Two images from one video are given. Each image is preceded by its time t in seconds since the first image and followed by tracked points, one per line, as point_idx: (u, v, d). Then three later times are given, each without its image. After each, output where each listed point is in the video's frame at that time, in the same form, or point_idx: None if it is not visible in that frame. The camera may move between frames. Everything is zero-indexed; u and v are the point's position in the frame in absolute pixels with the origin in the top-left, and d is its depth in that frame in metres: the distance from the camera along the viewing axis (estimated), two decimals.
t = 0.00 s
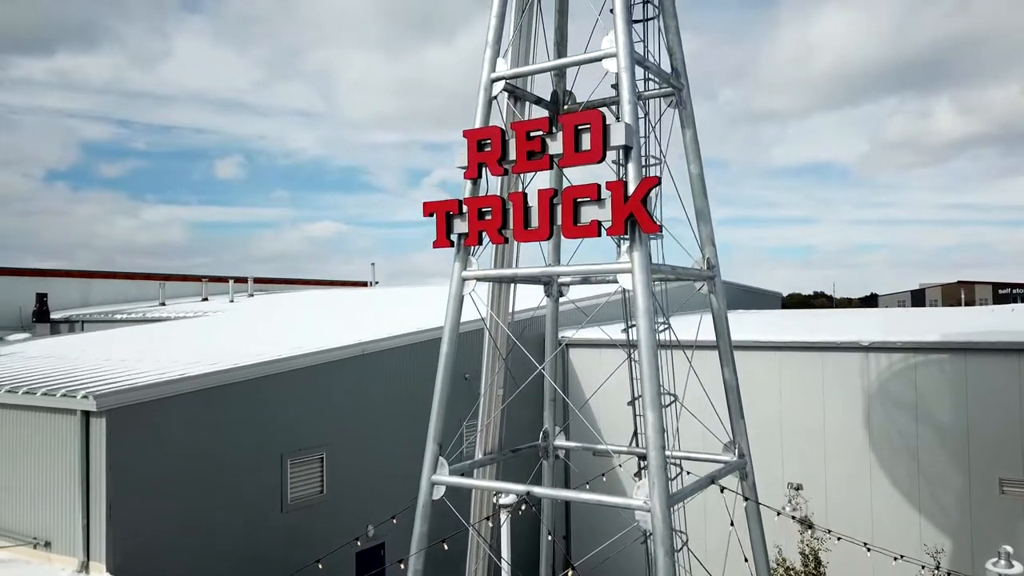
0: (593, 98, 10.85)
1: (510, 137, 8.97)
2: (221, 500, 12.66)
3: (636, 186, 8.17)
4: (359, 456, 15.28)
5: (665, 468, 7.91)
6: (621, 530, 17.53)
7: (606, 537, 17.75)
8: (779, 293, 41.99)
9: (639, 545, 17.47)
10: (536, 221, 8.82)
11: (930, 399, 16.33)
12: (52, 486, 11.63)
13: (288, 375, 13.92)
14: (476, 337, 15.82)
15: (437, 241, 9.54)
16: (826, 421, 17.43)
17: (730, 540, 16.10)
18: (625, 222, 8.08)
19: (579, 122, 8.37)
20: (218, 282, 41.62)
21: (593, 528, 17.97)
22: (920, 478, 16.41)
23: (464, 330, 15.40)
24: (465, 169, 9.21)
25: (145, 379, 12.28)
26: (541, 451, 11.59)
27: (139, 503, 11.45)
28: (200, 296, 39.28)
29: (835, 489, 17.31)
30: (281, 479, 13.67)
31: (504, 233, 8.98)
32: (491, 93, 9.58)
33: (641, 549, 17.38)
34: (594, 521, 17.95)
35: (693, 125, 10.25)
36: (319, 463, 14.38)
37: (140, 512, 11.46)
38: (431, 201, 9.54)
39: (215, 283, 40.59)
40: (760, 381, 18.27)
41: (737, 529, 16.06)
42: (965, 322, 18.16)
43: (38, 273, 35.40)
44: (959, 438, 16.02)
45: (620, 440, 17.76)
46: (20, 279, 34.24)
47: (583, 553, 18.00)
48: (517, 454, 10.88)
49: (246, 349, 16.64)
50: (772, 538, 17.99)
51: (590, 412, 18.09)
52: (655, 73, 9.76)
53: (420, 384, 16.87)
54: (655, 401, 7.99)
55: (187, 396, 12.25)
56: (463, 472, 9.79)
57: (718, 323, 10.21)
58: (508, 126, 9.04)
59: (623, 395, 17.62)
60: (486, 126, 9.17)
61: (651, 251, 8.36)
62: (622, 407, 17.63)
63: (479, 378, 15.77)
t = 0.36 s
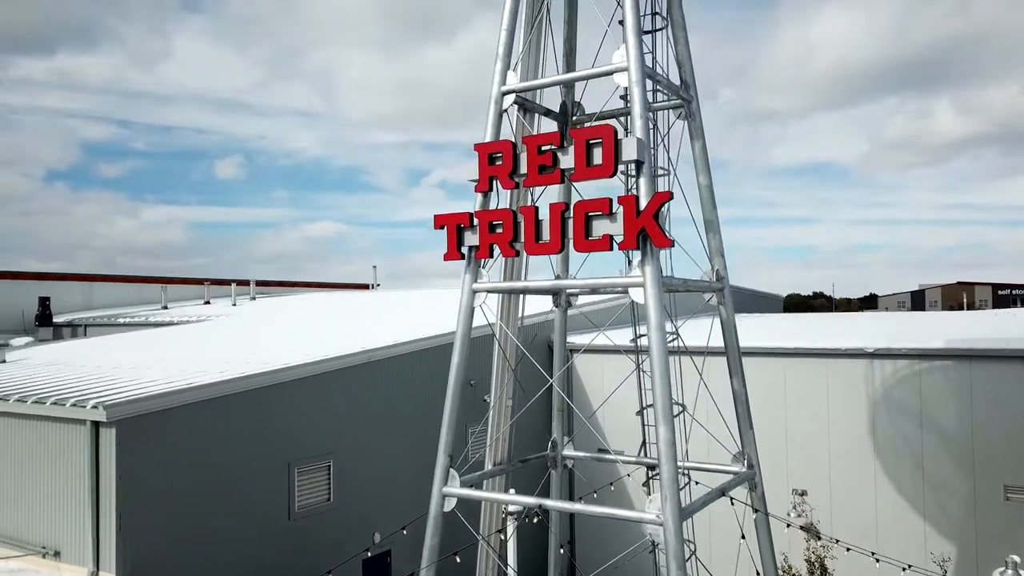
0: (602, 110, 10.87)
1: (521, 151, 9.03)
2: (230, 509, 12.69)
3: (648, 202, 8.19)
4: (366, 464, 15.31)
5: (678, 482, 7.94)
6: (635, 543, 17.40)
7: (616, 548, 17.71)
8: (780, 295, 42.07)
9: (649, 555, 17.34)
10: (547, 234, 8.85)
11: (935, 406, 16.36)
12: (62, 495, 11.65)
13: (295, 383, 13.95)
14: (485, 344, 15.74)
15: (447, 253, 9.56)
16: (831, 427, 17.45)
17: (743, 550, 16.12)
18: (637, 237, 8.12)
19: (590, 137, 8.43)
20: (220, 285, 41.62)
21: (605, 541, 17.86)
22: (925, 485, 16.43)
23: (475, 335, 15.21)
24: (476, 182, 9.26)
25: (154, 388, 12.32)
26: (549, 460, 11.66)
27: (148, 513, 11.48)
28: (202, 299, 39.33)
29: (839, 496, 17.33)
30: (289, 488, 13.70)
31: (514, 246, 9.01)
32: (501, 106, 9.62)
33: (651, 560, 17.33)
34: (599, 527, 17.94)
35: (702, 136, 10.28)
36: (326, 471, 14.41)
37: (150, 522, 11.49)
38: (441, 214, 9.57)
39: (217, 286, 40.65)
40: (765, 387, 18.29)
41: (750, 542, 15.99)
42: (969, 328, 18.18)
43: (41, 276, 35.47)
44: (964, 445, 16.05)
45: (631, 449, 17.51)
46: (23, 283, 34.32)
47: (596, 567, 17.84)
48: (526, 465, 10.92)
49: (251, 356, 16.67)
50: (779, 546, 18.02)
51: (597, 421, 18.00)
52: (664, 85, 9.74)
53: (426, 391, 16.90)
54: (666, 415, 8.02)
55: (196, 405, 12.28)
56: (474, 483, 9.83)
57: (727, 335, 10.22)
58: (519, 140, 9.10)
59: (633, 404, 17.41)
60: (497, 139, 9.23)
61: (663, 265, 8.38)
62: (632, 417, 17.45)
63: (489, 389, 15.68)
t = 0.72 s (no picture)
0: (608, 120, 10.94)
1: (529, 162, 9.11)
2: (236, 517, 12.74)
3: (656, 215, 8.25)
4: (371, 470, 15.36)
5: (686, 493, 7.99)
6: (644, 552, 17.32)
7: (625, 560, 17.62)
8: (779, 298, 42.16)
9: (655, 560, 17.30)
10: (555, 246, 8.92)
11: (937, 412, 16.41)
12: (69, 503, 11.69)
13: (301, 390, 14.00)
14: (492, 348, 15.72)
15: (455, 264, 9.63)
16: (834, 433, 17.49)
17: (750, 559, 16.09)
18: (645, 250, 8.18)
19: (598, 150, 8.51)
20: (221, 287, 41.67)
21: (614, 552, 17.79)
22: (928, 491, 16.48)
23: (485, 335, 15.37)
24: (484, 194, 9.35)
25: (160, 396, 12.35)
26: (555, 468, 11.72)
27: (156, 521, 11.51)
28: (204, 302, 39.36)
29: (842, 500, 17.38)
30: (294, 495, 13.75)
31: (522, 257, 9.08)
32: (509, 118, 9.70)
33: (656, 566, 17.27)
34: (602, 532, 18.00)
35: (708, 148, 10.35)
36: (331, 478, 14.47)
37: (157, 530, 11.53)
38: (450, 225, 9.66)
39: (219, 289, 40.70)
40: (767, 393, 18.35)
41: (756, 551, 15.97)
42: (971, 334, 18.27)
43: (43, 280, 35.51)
44: (967, 451, 16.10)
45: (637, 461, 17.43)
46: (25, 286, 34.35)
47: None
48: (532, 474, 10.96)
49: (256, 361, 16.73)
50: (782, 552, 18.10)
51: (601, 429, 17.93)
52: (671, 96, 9.78)
53: (431, 397, 16.98)
54: (674, 426, 8.07)
55: (203, 412, 12.32)
56: (482, 493, 9.88)
57: (733, 345, 10.34)
58: (527, 152, 9.19)
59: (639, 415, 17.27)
60: (505, 152, 9.32)
61: (670, 279, 8.43)
62: (638, 427, 17.34)
63: (496, 398, 15.56)
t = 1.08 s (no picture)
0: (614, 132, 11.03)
1: (537, 176, 9.22)
2: (243, 525, 12.79)
3: (663, 229, 8.32)
4: (375, 477, 15.42)
5: (694, 507, 8.06)
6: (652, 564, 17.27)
7: None
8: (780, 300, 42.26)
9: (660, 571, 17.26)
10: (563, 259, 8.99)
11: (940, 419, 16.45)
12: (77, 512, 11.74)
13: (307, 397, 14.05)
14: (499, 355, 15.58)
15: (463, 276, 9.71)
16: (836, 439, 17.55)
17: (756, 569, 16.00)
18: (653, 264, 8.25)
19: (606, 165, 8.59)
20: (223, 290, 41.74)
21: (624, 567, 17.71)
22: (930, 497, 16.53)
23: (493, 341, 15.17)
24: (492, 207, 9.47)
25: (168, 405, 12.42)
26: (561, 478, 11.78)
27: (163, 530, 11.56)
28: (206, 305, 39.42)
29: (844, 506, 17.44)
30: (299, 502, 13.79)
31: (530, 270, 9.17)
32: (516, 131, 9.78)
33: None
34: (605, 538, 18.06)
35: (714, 160, 10.40)
36: (336, 485, 14.51)
37: (165, 539, 11.58)
38: (458, 238, 9.76)
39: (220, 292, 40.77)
40: (770, 399, 18.40)
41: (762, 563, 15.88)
42: (972, 339, 18.31)
43: (45, 282, 35.56)
44: (969, 457, 16.16)
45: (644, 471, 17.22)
46: (28, 289, 34.41)
47: None
48: (538, 483, 11.02)
49: (261, 368, 16.80)
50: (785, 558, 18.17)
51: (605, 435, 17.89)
52: (677, 109, 9.84)
53: (435, 403, 17.04)
54: (681, 440, 8.13)
55: (210, 421, 12.37)
56: (490, 503, 9.95)
57: (739, 357, 10.37)
58: (536, 166, 9.30)
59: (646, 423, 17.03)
60: (513, 165, 9.43)
61: (678, 292, 8.49)
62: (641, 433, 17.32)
63: (502, 405, 15.52)
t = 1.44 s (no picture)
0: (619, 143, 11.12)
1: (545, 190, 9.31)
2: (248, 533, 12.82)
3: (671, 244, 8.38)
4: (380, 483, 15.48)
5: (702, 520, 8.16)
6: None
7: None
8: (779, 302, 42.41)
9: None
10: (571, 272, 9.07)
11: (941, 425, 16.54)
12: (85, 521, 11.79)
13: (312, 405, 14.11)
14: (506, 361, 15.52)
15: (471, 288, 9.79)
16: (838, 444, 17.62)
17: None
18: (661, 278, 8.32)
19: (613, 180, 8.68)
20: (223, 293, 41.83)
21: None
22: (932, 504, 16.61)
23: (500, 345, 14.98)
24: (500, 220, 9.57)
25: (175, 414, 12.47)
26: (567, 487, 11.88)
27: (171, 539, 11.60)
28: (206, 308, 39.48)
29: (846, 512, 17.52)
30: (304, 509, 13.84)
31: (538, 282, 9.24)
32: (523, 144, 9.85)
33: None
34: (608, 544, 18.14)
35: (720, 172, 10.49)
36: (341, 492, 14.56)
37: (172, 548, 11.61)
38: (466, 250, 9.84)
39: (221, 295, 40.85)
40: (772, 406, 18.46)
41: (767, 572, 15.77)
42: (973, 344, 18.39)
43: (47, 286, 35.61)
44: (970, 464, 16.24)
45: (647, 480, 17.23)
46: (29, 293, 34.47)
47: None
48: (544, 492, 11.10)
49: (265, 374, 16.87)
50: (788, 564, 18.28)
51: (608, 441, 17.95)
52: (683, 122, 9.93)
53: (439, 409, 17.12)
54: (689, 453, 8.21)
55: (217, 430, 12.41)
56: (497, 513, 10.05)
57: (744, 368, 10.49)
58: (543, 180, 9.40)
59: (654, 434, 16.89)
60: (521, 179, 9.54)
61: (685, 305, 8.52)
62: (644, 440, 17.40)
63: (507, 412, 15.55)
